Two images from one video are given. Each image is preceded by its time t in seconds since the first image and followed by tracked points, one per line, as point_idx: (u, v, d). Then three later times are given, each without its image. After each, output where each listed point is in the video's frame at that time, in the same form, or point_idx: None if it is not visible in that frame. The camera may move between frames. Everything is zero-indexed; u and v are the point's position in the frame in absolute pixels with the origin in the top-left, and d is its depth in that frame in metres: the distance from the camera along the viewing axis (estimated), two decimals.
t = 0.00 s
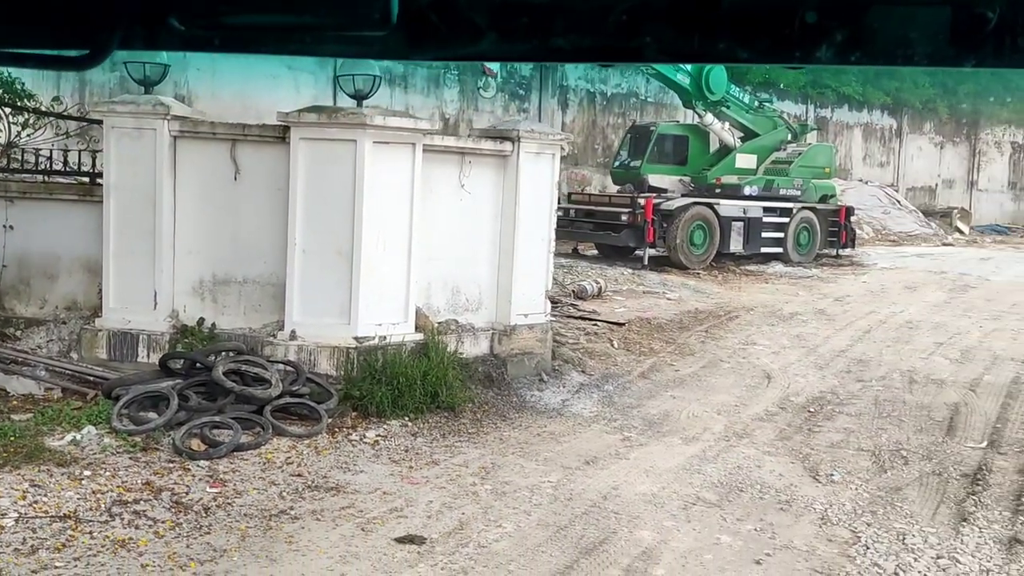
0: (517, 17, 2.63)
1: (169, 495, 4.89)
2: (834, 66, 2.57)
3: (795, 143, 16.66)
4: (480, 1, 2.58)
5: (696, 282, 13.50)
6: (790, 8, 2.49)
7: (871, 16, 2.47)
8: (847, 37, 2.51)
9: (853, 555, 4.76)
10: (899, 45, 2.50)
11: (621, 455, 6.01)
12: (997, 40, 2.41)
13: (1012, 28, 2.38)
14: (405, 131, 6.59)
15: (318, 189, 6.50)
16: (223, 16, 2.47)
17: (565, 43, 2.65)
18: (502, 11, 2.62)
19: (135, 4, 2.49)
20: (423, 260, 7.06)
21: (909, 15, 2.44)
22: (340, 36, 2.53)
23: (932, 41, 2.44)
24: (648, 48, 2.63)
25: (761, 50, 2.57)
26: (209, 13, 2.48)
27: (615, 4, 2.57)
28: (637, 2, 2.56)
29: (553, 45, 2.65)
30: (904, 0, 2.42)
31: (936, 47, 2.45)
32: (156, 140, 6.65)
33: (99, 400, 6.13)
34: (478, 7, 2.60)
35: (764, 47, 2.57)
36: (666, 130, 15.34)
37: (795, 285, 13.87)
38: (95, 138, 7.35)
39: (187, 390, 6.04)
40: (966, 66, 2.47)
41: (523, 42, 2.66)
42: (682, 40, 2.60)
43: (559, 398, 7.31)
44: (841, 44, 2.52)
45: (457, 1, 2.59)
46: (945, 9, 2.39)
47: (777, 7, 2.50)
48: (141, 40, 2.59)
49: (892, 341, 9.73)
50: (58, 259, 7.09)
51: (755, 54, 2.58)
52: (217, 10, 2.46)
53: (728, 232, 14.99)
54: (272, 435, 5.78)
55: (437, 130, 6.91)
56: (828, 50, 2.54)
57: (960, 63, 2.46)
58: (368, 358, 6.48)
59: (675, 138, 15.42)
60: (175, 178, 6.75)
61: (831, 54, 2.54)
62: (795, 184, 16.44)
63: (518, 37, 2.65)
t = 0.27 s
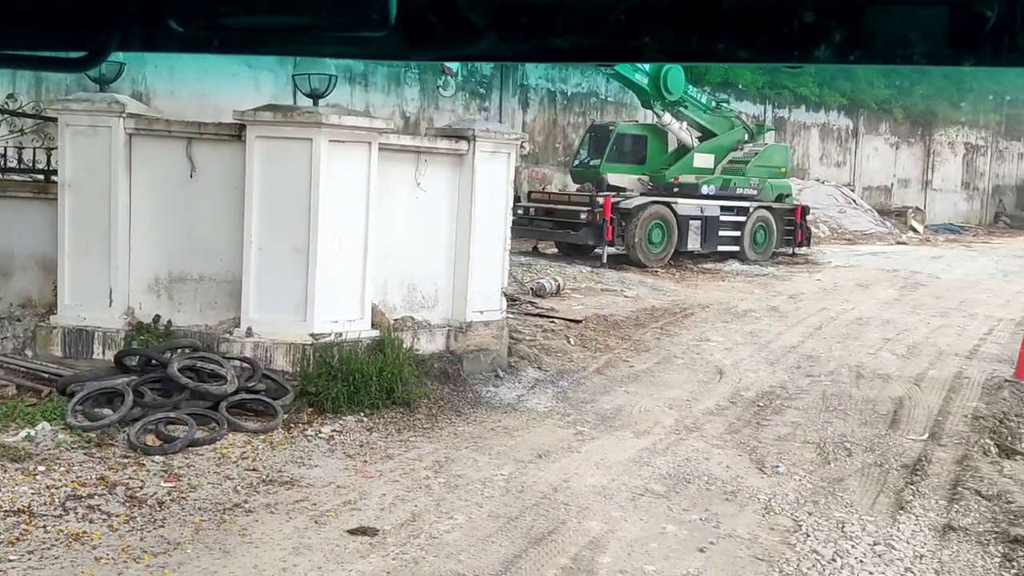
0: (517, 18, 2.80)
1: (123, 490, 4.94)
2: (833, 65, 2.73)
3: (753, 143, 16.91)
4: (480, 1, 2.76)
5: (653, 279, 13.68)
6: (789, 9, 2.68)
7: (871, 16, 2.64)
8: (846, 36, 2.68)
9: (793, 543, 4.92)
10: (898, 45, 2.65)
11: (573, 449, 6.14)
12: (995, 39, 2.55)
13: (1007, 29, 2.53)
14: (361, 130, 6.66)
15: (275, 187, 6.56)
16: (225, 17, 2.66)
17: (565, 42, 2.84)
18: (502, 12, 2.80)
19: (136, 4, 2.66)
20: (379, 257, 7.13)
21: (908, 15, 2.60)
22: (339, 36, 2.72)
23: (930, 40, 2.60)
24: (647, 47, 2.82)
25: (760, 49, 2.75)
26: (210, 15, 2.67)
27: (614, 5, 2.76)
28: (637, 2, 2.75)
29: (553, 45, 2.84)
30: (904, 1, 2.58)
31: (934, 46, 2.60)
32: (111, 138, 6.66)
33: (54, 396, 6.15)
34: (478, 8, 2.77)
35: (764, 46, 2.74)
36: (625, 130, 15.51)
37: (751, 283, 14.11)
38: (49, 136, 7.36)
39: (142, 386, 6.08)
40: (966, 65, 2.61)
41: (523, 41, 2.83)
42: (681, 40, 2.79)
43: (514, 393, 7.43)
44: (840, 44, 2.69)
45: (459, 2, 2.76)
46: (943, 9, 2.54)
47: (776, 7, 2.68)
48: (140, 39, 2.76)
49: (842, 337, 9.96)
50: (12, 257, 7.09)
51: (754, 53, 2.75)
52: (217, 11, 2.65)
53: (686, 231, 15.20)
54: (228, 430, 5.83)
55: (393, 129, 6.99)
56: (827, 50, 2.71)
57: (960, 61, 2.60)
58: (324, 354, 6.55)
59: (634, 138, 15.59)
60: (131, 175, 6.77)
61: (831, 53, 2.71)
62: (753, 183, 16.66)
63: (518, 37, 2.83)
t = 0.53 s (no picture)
0: (516, 18, 2.78)
1: (75, 486, 4.98)
2: (834, 66, 2.68)
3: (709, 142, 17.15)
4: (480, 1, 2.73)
5: (610, 278, 13.85)
6: (790, 8, 2.64)
7: (872, 15, 2.60)
8: (846, 36, 2.64)
9: (733, 532, 5.08)
10: (899, 45, 2.61)
11: (523, 443, 6.26)
12: (996, 39, 2.51)
13: (1010, 28, 2.48)
14: (314, 130, 6.74)
15: (228, 186, 6.61)
16: (225, 17, 2.58)
17: (565, 42, 2.81)
18: (502, 12, 2.77)
19: (135, 3, 2.60)
20: (333, 256, 7.21)
21: (909, 14, 2.56)
22: (341, 36, 2.69)
23: (930, 39, 2.56)
24: (648, 47, 2.78)
25: (761, 49, 2.71)
26: (210, 14, 2.59)
27: (614, 5, 2.73)
28: (637, 2, 2.71)
29: (554, 45, 2.82)
30: None
31: (934, 45, 2.56)
32: (63, 137, 6.68)
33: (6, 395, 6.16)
34: (478, 7, 2.74)
35: (764, 46, 2.71)
36: (582, 130, 15.71)
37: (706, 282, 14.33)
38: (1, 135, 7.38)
39: (95, 384, 6.11)
40: (966, 66, 2.56)
41: (523, 41, 2.80)
42: (682, 40, 2.74)
43: (468, 390, 7.54)
44: (840, 44, 2.64)
45: (458, 2, 2.73)
46: (943, 8, 2.51)
47: (777, 7, 2.64)
48: (142, 40, 2.69)
49: (791, 334, 10.18)
50: None
51: (755, 53, 2.72)
52: (218, 10, 2.57)
53: (643, 230, 15.40)
54: (180, 428, 5.89)
55: (346, 129, 7.07)
56: (827, 50, 2.67)
57: (960, 62, 2.56)
58: (278, 352, 6.63)
59: (591, 138, 15.78)
60: (83, 175, 6.79)
61: (831, 53, 2.66)
62: (708, 184, 16.95)
63: (518, 37, 2.80)
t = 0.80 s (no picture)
0: (516, 16, 2.87)
1: (20, 484, 5.00)
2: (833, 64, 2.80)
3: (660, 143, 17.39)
4: None
5: (561, 276, 14.01)
6: (789, 7, 2.75)
7: (871, 16, 2.72)
8: (844, 34, 2.75)
9: (670, 522, 5.24)
10: (899, 44, 2.75)
11: (469, 439, 6.38)
12: (995, 38, 2.65)
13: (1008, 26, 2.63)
14: (261, 130, 6.79)
15: (175, 186, 6.65)
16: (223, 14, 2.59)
17: (565, 40, 2.90)
18: (501, 11, 2.86)
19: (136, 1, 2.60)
20: (282, 255, 7.26)
21: (910, 13, 2.69)
22: (338, 36, 2.78)
23: (932, 38, 2.70)
24: (648, 46, 2.86)
25: (761, 49, 2.81)
26: (210, 11, 2.60)
27: (616, 3, 2.81)
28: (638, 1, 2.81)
29: (554, 43, 2.91)
30: None
31: (935, 44, 2.71)
32: (8, 137, 6.67)
33: None
34: (479, 6, 2.83)
35: (765, 45, 2.81)
36: (536, 130, 15.77)
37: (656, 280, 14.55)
38: None
39: (41, 383, 6.12)
40: (967, 64, 2.71)
41: (523, 40, 2.90)
42: (682, 39, 2.84)
43: (417, 387, 7.64)
44: (839, 42, 2.75)
45: (459, 2, 2.82)
46: (943, 8, 2.64)
47: (777, 7, 2.76)
48: (141, 38, 2.69)
49: (736, 331, 10.41)
50: None
51: (755, 51, 2.82)
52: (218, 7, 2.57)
53: (595, 228, 15.58)
54: (127, 425, 5.92)
55: (294, 129, 7.13)
56: (827, 48, 2.77)
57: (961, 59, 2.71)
58: (226, 350, 6.68)
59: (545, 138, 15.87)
60: (29, 174, 6.78)
61: (831, 51, 2.77)
62: (659, 184, 17.20)
63: (518, 36, 2.89)
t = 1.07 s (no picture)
0: (517, 16, 2.66)
1: None
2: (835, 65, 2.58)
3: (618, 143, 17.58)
4: None
5: (520, 275, 14.14)
6: (791, 6, 2.54)
7: (872, 14, 2.50)
8: (848, 35, 2.53)
9: (616, 513, 5.37)
10: (899, 45, 2.51)
11: (422, 435, 6.48)
12: (998, 39, 2.42)
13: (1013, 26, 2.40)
14: (216, 131, 6.84)
15: (129, 185, 6.67)
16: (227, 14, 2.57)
17: (567, 40, 2.67)
18: (502, 9, 2.65)
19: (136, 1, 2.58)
20: (238, 254, 7.31)
21: (909, 13, 2.46)
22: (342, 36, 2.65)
23: (934, 38, 2.47)
24: (650, 46, 2.64)
25: (761, 49, 2.60)
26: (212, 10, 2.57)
27: (616, 2, 2.61)
28: None
29: (555, 43, 2.68)
30: None
31: (937, 47, 2.48)
32: None
33: None
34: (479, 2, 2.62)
35: (765, 45, 2.59)
36: (495, 130, 15.87)
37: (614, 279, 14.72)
38: None
39: None
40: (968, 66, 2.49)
41: (523, 40, 2.69)
42: (683, 39, 2.62)
43: (372, 385, 7.71)
44: (842, 43, 2.54)
45: None
46: (947, 7, 2.42)
47: (776, 6, 2.54)
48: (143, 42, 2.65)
49: (690, 328, 10.60)
50: None
51: (756, 53, 2.61)
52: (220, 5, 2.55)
53: (554, 228, 15.72)
54: (80, 424, 5.96)
55: (249, 129, 7.18)
56: (829, 50, 2.56)
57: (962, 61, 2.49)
58: (180, 349, 6.72)
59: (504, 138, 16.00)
60: None
61: (833, 53, 2.55)
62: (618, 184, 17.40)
63: (518, 37, 2.68)
